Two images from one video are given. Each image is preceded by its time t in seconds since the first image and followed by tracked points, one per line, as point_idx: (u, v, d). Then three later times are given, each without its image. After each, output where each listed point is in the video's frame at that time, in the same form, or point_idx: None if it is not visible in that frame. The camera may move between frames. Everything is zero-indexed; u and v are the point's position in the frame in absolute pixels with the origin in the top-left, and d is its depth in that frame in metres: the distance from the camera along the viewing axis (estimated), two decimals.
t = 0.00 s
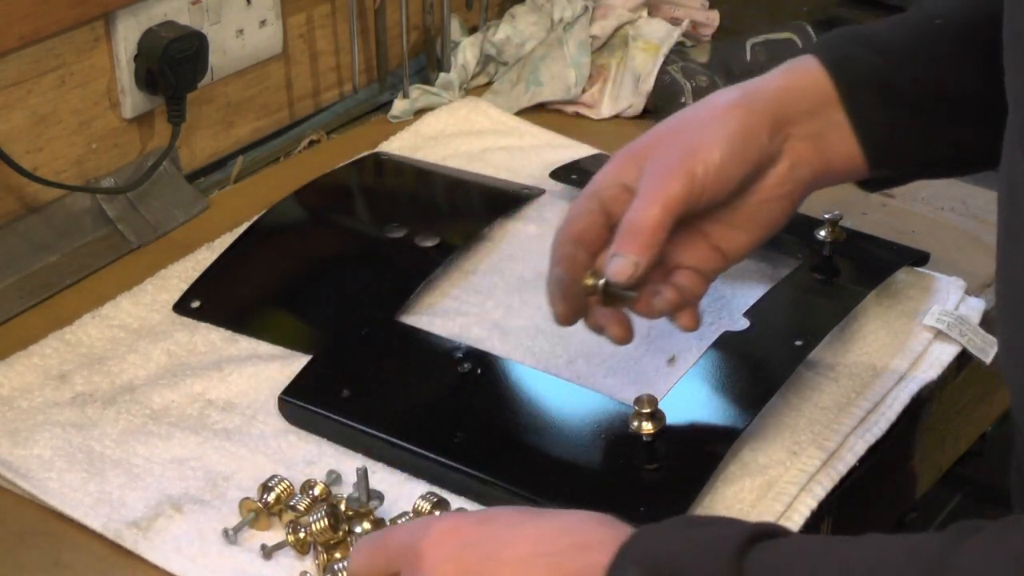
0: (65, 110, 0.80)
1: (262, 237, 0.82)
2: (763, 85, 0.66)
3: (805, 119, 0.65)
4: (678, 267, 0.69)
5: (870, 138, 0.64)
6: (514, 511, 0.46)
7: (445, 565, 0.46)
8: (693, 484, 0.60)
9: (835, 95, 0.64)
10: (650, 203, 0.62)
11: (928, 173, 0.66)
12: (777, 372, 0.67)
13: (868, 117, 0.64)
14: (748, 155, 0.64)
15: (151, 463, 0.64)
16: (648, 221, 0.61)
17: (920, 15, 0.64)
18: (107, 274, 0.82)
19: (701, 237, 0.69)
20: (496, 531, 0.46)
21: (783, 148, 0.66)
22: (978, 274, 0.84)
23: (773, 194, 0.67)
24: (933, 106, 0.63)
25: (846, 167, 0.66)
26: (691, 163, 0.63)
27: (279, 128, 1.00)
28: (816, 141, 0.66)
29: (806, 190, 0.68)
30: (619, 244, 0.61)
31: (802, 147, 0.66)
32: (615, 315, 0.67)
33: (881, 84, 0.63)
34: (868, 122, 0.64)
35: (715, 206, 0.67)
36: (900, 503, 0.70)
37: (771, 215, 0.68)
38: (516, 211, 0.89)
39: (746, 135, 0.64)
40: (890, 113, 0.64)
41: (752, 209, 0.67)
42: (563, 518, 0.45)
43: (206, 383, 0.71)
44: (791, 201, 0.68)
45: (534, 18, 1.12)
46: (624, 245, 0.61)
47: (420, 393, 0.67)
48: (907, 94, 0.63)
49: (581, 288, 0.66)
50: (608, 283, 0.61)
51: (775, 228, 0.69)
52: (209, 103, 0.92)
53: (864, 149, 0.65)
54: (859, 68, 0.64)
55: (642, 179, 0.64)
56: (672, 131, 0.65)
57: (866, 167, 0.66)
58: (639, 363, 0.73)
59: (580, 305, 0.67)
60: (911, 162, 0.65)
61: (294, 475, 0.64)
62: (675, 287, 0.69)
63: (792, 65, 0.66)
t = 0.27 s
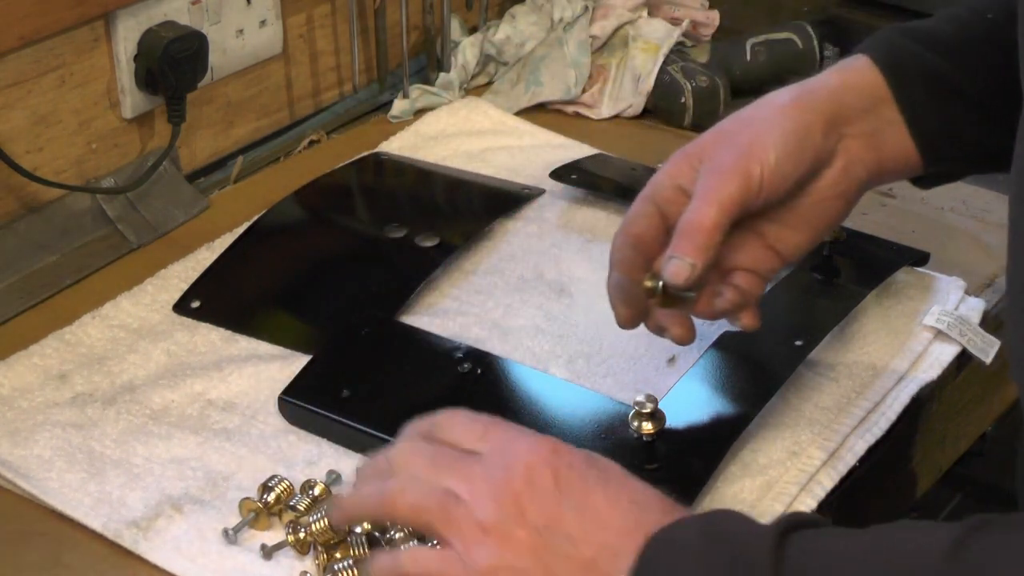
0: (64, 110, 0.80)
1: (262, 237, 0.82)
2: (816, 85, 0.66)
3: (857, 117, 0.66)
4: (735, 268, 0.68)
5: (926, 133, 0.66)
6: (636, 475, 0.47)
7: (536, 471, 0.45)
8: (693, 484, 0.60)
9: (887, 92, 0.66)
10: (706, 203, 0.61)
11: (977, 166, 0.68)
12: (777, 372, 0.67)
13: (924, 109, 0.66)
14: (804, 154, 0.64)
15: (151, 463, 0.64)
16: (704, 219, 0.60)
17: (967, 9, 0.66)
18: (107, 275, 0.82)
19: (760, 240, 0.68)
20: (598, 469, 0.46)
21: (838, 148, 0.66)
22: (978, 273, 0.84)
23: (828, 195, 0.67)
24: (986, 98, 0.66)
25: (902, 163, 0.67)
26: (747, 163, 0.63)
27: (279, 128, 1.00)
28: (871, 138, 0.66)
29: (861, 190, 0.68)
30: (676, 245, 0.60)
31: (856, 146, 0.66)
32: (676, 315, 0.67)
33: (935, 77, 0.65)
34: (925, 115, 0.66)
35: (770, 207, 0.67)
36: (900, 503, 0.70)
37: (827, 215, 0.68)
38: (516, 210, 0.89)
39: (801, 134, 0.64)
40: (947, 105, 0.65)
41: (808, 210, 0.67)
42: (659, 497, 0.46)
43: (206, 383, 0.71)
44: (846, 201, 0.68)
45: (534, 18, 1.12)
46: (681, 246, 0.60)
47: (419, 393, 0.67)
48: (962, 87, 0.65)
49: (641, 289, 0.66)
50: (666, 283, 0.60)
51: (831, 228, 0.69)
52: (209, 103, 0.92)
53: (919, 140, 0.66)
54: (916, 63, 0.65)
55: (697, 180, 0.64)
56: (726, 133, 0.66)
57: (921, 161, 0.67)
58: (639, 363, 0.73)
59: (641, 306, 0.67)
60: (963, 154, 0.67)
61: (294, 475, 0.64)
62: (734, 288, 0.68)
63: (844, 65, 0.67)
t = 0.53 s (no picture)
0: (65, 110, 0.80)
1: (262, 237, 0.82)
2: (862, 57, 0.66)
3: (901, 92, 0.66)
4: (773, 239, 0.70)
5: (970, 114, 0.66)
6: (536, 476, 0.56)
7: (446, 459, 0.53)
8: (693, 484, 0.60)
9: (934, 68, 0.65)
10: (747, 172, 0.62)
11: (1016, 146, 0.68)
12: (776, 372, 0.67)
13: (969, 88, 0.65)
14: (847, 127, 0.65)
15: (151, 463, 0.64)
16: (743, 189, 0.62)
17: None
18: (107, 275, 0.82)
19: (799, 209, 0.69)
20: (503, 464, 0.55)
21: (882, 121, 0.66)
22: (978, 273, 0.84)
23: (871, 166, 0.68)
24: None
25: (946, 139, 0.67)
26: (790, 134, 0.64)
27: (279, 128, 1.00)
28: (915, 114, 0.66)
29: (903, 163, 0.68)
30: (715, 213, 0.62)
31: (899, 121, 0.66)
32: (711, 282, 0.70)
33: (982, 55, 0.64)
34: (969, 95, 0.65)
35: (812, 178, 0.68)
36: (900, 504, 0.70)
37: (868, 186, 0.68)
38: (515, 210, 0.89)
39: (845, 107, 0.65)
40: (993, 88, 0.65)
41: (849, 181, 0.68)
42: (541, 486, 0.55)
43: (206, 383, 0.71)
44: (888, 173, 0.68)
45: (534, 18, 1.12)
46: (720, 215, 0.62)
47: (419, 393, 0.67)
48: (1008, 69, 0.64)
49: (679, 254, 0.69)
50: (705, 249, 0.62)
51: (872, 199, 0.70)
52: (209, 103, 0.92)
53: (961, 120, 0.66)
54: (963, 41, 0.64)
55: (739, 149, 0.65)
56: (771, 102, 0.67)
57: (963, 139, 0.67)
58: (639, 363, 0.73)
59: (676, 272, 0.71)
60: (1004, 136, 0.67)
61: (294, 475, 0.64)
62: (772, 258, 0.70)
63: (890, 38, 0.67)
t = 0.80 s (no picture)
0: (65, 110, 0.80)
1: (262, 237, 0.82)
2: (883, 54, 0.69)
3: (921, 90, 0.68)
4: (793, 233, 0.74)
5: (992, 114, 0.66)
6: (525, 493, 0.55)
7: (435, 464, 0.53)
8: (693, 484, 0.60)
9: (956, 68, 0.67)
10: (768, 165, 0.66)
11: None
12: (776, 372, 0.67)
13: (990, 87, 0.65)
14: (865, 122, 0.68)
15: (151, 463, 0.64)
16: (762, 183, 0.65)
17: None
18: (107, 275, 0.82)
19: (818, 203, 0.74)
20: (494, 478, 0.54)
21: (901, 118, 0.70)
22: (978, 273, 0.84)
23: (888, 161, 0.71)
24: None
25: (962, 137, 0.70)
26: (811, 128, 0.67)
27: (279, 128, 1.00)
28: (933, 112, 0.69)
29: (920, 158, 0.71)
30: (735, 205, 0.65)
31: (918, 119, 0.69)
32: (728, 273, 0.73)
33: (1011, 51, 0.62)
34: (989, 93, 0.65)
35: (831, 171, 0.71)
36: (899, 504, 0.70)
37: (886, 181, 0.72)
38: (515, 210, 0.89)
39: (864, 102, 0.68)
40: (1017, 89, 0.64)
41: (866, 176, 0.72)
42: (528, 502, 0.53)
43: (206, 383, 0.71)
44: (905, 168, 0.72)
45: (534, 18, 1.12)
46: (740, 207, 0.65)
47: (419, 394, 0.66)
48: None
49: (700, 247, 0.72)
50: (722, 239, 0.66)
51: (889, 193, 0.73)
52: (209, 103, 0.92)
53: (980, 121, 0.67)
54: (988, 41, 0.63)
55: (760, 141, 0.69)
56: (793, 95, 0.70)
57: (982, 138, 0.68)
58: (639, 363, 0.73)
59: (697, 264, 0.73)
60: None
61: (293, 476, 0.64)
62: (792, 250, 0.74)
63: (911, 35, 0.69)
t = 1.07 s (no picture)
0: (65, 110, 0.80)
1: (262, 238, 0.82)
2: (889, 39, 0.69)
3: (926, 75, 0.69)
4: (797, 218, 0.76)
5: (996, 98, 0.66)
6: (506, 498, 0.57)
7: (418, 471, 0.55)
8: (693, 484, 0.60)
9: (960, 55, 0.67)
10: (774, 151, 0.66)
11: None
12: (776, 372, 0.67)
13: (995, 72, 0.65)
14: (873, 108, 0.68)
15: (151, 463, 0.64)
16: (768, 168, 0.66)
17: None
18: (107, 275, 0.82)
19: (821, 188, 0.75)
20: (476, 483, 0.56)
21: (907, 104, 0.70)
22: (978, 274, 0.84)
23: (893, 148, 0.72)
24: None
25: (968, 122, 0.70)
26: (819, 113, 0.67)
27: (279, 128, 1.00)
28: (938, 99, 0.70)
29: (925, 145, 0.72)
30: (741, 189, 0.66)
31: (923, 105, 0.70)
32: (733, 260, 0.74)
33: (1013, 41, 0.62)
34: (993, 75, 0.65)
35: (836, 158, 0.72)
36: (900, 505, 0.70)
37: (888, 169, 0.73)
38: (515, 210, 0.89)
39: (872, 88, 0.68)
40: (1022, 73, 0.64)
41: (870, 164, 0.73)
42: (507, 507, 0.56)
43: (206, 383, 0.71)
44: (910, 155, 0.73)
45: (534, 18, 1.12)
46: (745, 192, 0.65)
47: (419, 394, 0.66)
48: None
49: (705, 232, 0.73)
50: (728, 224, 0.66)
51: (892, 181, 0.74)
52: (210, 103, 0.92)
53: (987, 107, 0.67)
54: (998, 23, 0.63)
55: (767, 126, 0.69)
56: (801, 80, 0.70)
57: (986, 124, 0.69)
58: (639, 363, 0.73)
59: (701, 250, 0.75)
60: None
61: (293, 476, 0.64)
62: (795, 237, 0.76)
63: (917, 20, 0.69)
